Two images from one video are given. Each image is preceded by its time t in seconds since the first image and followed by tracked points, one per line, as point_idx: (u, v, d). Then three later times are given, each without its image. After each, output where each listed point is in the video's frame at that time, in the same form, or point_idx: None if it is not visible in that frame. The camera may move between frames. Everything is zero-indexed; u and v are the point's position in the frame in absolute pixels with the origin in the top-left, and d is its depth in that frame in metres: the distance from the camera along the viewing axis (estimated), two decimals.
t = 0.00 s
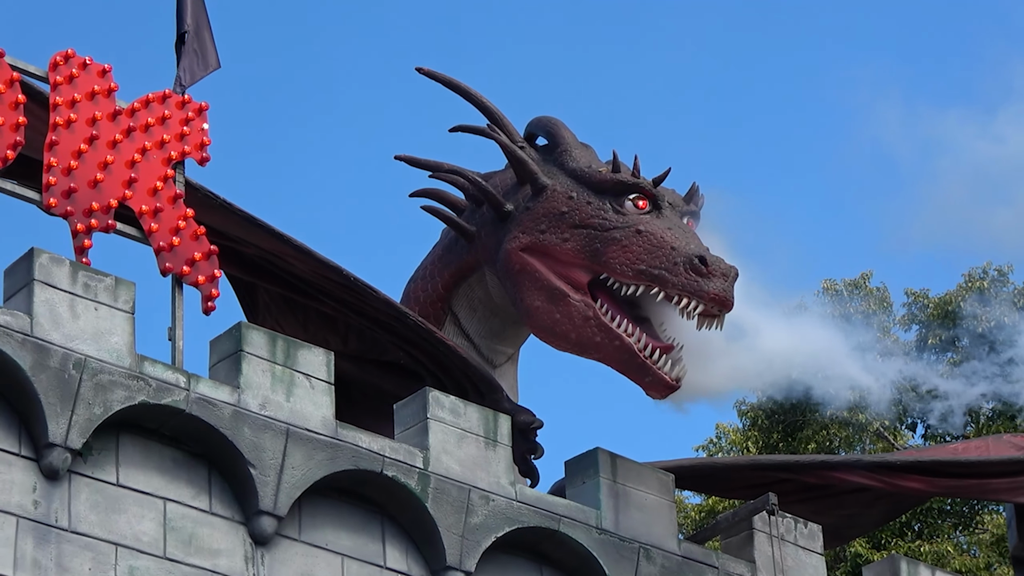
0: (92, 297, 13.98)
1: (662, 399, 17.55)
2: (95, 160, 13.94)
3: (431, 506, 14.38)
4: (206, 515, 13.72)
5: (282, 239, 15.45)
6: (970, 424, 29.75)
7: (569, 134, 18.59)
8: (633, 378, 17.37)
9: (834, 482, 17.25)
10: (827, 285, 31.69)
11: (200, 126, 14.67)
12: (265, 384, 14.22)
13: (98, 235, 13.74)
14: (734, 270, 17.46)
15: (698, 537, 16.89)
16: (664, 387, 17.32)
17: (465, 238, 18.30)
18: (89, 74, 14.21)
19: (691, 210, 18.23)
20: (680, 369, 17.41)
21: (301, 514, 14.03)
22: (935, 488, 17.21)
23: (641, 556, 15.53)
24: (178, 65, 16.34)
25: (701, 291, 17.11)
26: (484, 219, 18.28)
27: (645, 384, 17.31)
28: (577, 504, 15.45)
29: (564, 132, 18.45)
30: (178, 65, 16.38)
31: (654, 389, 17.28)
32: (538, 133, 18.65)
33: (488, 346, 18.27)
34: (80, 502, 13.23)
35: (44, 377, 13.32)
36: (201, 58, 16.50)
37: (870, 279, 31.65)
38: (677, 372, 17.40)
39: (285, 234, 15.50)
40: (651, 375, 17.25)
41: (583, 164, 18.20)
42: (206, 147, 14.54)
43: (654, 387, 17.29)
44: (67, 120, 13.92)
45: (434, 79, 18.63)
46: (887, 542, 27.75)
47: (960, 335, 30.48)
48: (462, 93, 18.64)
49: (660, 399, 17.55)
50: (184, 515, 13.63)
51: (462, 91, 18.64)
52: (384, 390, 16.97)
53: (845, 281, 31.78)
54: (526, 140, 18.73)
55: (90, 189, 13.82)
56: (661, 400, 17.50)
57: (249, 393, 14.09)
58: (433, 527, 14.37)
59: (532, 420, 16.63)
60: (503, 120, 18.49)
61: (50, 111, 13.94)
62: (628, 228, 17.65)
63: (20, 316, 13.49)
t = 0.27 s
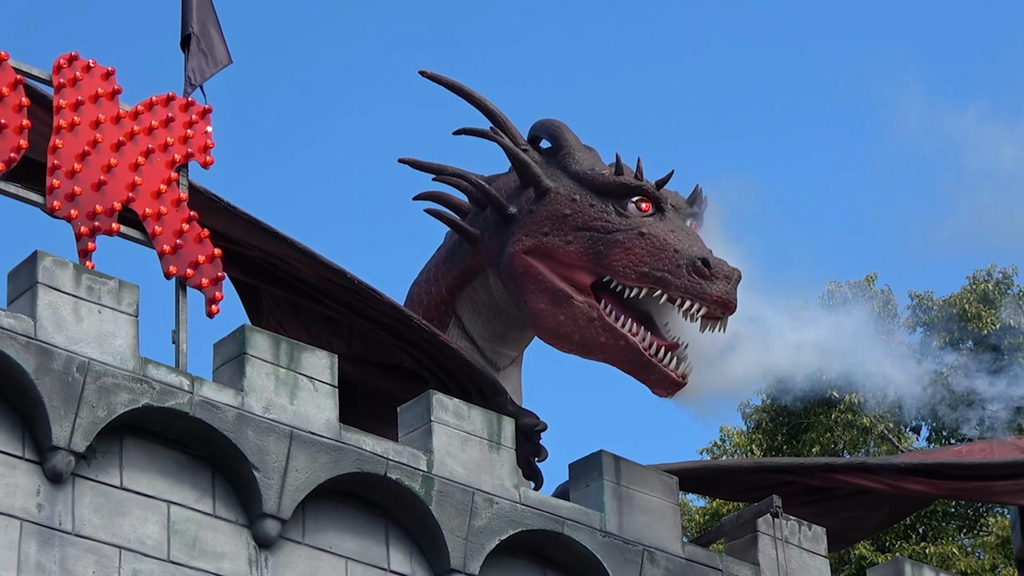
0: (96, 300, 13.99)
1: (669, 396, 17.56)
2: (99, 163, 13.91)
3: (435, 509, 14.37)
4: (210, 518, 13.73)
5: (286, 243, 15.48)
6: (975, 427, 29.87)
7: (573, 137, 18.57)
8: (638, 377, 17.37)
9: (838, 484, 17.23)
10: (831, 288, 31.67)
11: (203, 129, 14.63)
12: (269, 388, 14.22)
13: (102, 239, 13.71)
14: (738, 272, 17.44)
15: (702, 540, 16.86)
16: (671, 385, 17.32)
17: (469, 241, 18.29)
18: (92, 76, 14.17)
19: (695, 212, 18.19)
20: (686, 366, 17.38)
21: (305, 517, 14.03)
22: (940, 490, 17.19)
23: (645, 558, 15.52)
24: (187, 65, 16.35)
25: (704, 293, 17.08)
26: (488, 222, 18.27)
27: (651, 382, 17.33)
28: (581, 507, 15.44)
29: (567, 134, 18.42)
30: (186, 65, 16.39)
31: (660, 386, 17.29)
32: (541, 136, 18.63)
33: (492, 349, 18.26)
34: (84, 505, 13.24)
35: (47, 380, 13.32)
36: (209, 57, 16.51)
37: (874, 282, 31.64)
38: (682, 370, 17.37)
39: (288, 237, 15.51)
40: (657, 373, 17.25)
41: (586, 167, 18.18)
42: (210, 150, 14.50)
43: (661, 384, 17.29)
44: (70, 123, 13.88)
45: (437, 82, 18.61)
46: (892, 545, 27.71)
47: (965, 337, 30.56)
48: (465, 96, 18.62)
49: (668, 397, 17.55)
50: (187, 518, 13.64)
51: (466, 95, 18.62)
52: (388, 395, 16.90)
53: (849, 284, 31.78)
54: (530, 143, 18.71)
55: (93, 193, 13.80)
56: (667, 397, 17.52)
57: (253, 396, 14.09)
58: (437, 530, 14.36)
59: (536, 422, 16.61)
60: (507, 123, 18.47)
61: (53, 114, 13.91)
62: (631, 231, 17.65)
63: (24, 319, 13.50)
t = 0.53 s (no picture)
0: (101, 302, 14.02)
1: (677, 392, 17.59)
2: (103, 165, 13.92)
3: (440, 511, 14.40)
4: (215, 520, 13.77)
5: (289, 244, 15.46)
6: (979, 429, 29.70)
7: (577, 138, 18.57)
8: (645, 373, 17.42)
9: (842, 485, 17.24)
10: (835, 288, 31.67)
11: (207, 131, 14.65)
12: (273, 389, 14.24)
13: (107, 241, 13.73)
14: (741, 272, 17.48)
15: (707, 540, 16.88)
16: (678, 380, 17.35)
17: (473, 242, 18.25)
18: (96, 79, 14.18)
19: (698, 213, 18.19)
20: (693, 361, 17.40)
21: (310, 518, 14.06)
22: (943, 490, 17.21)
23: (650, 559, 15.54)
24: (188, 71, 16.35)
25: (708, 294, 17.12)
26: (491, 223, 18.28)
27: (658, 378, 17.35)
28: (586, 508, 15.46)
29: (571, 136, 18.43)
30: (189, 70, 16.38)
31: (668, 382, 17.26)
32: (545, 138, 18.64)
33: (496, 350, 18.27)
34: (89, 507, 13.29)
35: (53, 382, 13.36)
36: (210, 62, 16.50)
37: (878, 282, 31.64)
38: (689, 364, 17.41)
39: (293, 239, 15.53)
40: (664, 370, 17.26)
41: (589, 168, 18.18)
42: (214, 153, 14.52)
43: (668, 380, 17.32)
44: (75, 126, 13.89)
45: (440, 84, 18.63)
46: (896, 544, 27.72)
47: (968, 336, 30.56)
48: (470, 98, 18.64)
49: (675, 393, 17.59)
50: (192, 520, 13.69)
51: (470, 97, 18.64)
52: (393, 396, 16.91)
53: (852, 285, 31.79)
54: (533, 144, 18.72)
55: (97, 195, 13.82)
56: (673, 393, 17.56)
57: (257, 397, 14.11)
58: (442, 531, 14.39)
59: (541, 424, 16.63)
60: (510, 124, 18.48)
61: (57, 117, 13.91)
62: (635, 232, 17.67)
63: (29, 322, 13.54)
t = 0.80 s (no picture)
0: (117, 300, 14.39)
1: (681, 381, 18.01)
2: (119, 167, 14.27)
3: (449, 502, 14.76)
4: (229, 511, 14.14)
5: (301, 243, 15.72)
6: (973, 422, 30.10)
7: (580, 139, 18.93)
8: (649, 364, 17.80)
9: (840, 476, 17.59)
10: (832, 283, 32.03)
11: (220, 134, 15.00)
12: (286, 385, 14.60)
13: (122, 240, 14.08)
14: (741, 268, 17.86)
15: (709, 530, 17.23)
16: (683, 370, 17.75)
17: (480, 241, 18.60)
18: (112, 83, 14.52)
19: (699, 211, 18.59)
20: (696, 351, 17.84)
21: (322, 510, 14.44)
22: (939, 481, 17.57)
23: (653, 549, 15.89)
24: (199, 77, 16.68)
25: (709, 291, 17.52)
26: (498, 222, 18.62)
27: (663, 368, 17.75)
28: (590, 499, 15.82)
29: (575, 136, 18.79)
30: (200, 77, 16.70)
31: (673, 372, 17.71)
32: (549, 138, 18.99)
33: (503, 347, 18.61)
34: (107, 500, 13.67)
35: (71, 378, 13.73)
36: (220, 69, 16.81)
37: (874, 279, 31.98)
38: (693, 354, 17.83)
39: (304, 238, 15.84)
40: (669, 359, 17.68)
41: (593, 168, 18.55)
42: (227, 155, 14.88)
43: (673, 370, 17.73)
44: (91, 128, 14.23)
45: (447, 87, 18.97)
46: (894, 534, 28.07)
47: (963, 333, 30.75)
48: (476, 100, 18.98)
49: (680, 382, 18.02)
50: (207, 512, 14.06)
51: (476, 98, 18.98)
52: (401, 391, 17.27)
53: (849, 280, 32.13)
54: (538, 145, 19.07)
55: (114, 196, 14.16)
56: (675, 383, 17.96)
57: (270, 392, 14.48)
58: (450, 522, 14.75)
59: (547, 417, 16.98)
60: (516, 126, 18.82)
61: (74, 120, 14.26)
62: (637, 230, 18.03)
63: (47, 319, 13.90)
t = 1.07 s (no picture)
0: (147, 292, 15.07)
1: (689, 365, 18.60)
2: (149, 165, 14.93)
3: (464, 485, 15.45)
4: (254, 494, 14.84)
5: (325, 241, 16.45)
6: (965, 408, 30.76)
7: (589, 139, 19.64)
8: (658, 350, 18.35)
9: (838, 461, 18.25)
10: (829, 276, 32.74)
11: (246, 134, 15.65)
12: (308, 373, 15.29)
13: (152, 235, 14.74)
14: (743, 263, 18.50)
15: (712, 512, 17.91)
16: (691, 354, 18.33)
17: (494, 237, 19.28)
18: (142, 85, 15.18)
19: (703, 208, 19.31)
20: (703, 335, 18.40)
21: (342, 493, 15.13)
22: (933, 466, 18.26)
23: (659, 530, 16.56)
24: (228, 78, 17.27)
25: (712, 284, 18.16)
26: (511, 218, 19.31)
27: (672, 353, 18.30)
28: (599, 483, 16.50)
29: (584, 136, 19.49)
30: (229, 77, 17.29)
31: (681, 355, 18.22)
32: (559, 138, 19.68)
33: (516, 337, 19.30)
34: (138, 483, 14.36)
35: (103, 367, 14.42)
36: (249, 71, 17.43)
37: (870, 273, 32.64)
38: (701, 339, 18.38)
39: (327, 235, 16.53)
40: (677, 344, 18.23)
41: (601, 166, 19.24)
42: (252, 154, 15.53)
43: (682, 354, 18.27)
44: (122, 128, 14.90)
45: (462, 88, 19.62)
46: (888, 517, 28.81)
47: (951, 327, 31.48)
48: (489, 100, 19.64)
49: (687, 366, 18.60)
50: (233, 495, 14.75)
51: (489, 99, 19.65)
52: (416, 379, 17.94)
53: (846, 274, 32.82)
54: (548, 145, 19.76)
55: (144, 193, 14.82)
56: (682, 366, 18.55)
57: (294, 380, 15.16)
58: (466, 505, 15.44)
59: (557, 404, 17.65)
60: (527, 126, 19.50)
61: (106, 120, 14.93)
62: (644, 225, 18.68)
63: (81, 311, 14.58)
